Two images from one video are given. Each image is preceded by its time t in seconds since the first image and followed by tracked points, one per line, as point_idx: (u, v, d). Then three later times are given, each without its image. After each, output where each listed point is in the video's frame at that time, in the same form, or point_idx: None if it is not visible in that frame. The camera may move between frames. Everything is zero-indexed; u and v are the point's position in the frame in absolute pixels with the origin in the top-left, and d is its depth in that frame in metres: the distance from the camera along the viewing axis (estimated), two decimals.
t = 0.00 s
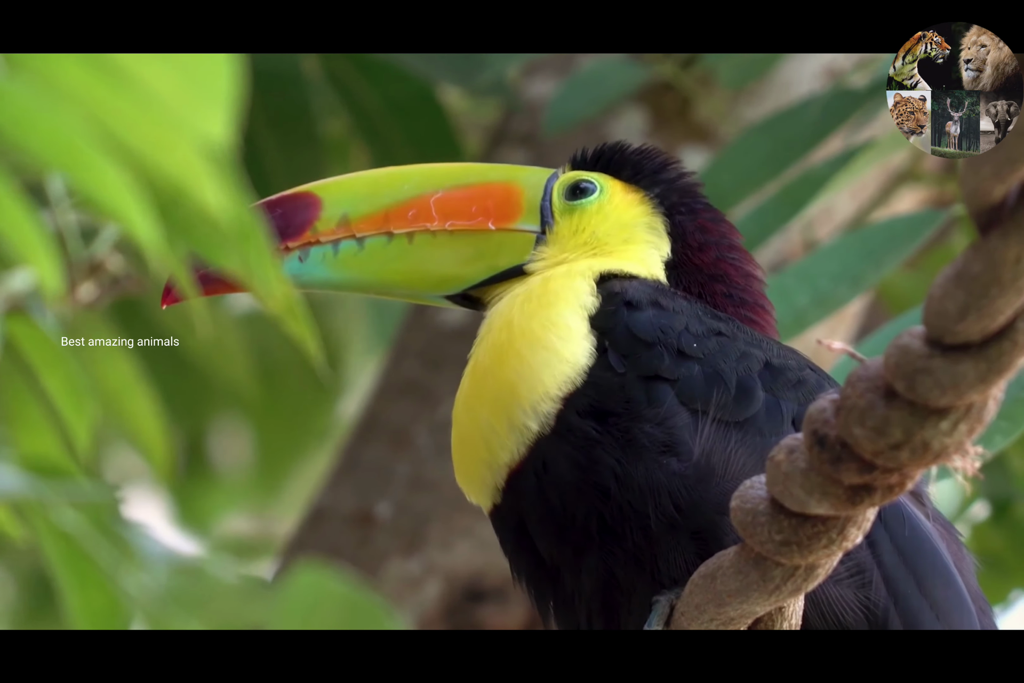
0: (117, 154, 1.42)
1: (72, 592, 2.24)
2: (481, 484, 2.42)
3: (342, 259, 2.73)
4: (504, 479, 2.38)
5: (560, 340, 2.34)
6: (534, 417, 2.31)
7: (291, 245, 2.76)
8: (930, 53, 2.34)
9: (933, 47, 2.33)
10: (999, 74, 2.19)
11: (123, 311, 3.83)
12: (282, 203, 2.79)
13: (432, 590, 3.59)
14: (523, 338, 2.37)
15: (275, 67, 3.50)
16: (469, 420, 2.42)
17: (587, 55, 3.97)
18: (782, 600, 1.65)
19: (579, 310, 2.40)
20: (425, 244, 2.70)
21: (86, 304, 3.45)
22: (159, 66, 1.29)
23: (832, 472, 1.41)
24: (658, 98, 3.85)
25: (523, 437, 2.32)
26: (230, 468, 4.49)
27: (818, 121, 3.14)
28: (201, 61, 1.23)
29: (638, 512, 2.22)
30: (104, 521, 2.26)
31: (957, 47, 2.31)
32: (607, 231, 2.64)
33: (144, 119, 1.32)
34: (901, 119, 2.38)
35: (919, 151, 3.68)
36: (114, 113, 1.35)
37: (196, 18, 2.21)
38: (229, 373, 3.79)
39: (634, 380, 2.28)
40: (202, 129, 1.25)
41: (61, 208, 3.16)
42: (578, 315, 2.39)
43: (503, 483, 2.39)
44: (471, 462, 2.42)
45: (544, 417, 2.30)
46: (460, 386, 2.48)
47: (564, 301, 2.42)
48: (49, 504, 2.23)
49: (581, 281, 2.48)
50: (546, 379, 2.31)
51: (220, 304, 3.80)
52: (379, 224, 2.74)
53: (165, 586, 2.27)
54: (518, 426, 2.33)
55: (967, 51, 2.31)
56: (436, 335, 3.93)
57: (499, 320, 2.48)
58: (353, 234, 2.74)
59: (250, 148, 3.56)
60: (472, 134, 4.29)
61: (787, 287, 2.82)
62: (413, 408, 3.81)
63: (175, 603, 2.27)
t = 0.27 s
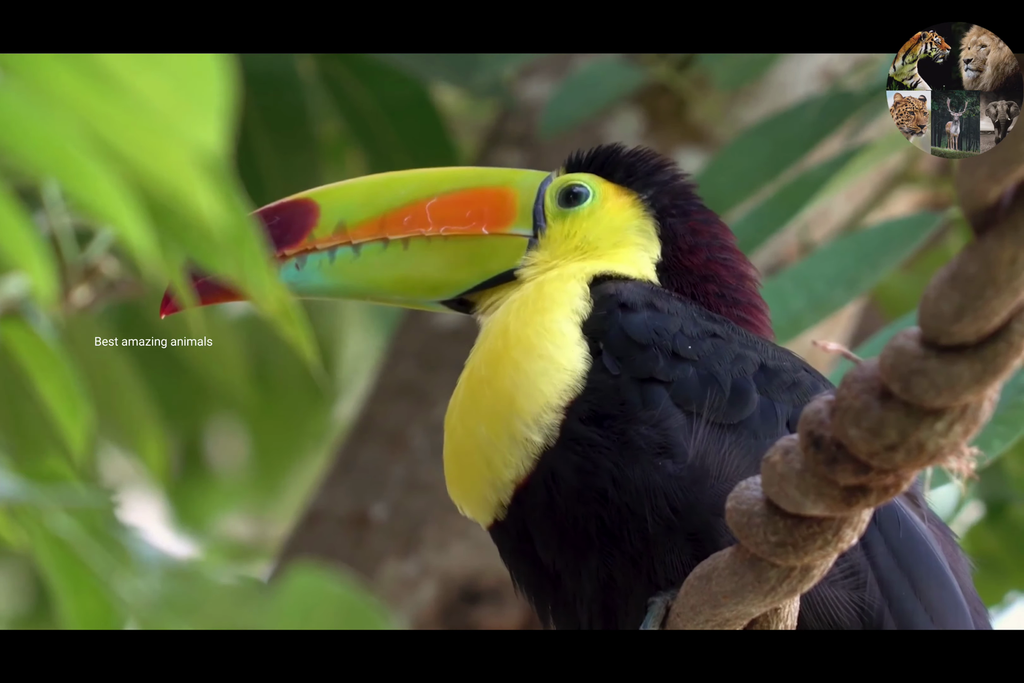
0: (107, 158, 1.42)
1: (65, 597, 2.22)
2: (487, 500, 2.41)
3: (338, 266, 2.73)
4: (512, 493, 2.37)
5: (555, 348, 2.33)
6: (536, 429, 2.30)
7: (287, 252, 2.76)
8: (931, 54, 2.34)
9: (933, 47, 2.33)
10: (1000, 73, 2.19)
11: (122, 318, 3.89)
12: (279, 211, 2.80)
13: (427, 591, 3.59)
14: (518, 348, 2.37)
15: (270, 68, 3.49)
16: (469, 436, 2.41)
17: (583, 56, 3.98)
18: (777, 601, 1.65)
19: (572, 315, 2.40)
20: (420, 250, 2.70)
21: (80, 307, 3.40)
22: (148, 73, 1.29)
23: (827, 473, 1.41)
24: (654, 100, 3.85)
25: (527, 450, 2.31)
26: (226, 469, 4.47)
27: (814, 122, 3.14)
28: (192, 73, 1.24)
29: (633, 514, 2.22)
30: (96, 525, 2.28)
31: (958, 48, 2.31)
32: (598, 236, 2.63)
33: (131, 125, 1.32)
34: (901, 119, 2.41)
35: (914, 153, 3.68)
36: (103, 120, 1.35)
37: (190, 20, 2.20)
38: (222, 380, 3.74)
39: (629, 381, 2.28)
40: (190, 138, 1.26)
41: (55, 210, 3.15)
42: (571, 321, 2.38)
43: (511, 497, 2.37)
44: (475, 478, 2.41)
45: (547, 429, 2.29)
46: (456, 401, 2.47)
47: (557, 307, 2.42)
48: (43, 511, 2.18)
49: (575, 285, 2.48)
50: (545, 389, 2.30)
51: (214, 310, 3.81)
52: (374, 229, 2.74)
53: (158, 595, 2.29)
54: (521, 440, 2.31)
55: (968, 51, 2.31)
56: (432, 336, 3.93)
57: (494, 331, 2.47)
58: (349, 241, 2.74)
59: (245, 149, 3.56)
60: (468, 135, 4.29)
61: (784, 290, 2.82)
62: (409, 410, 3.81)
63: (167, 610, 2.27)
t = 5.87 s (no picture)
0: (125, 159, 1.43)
1: (84, 598, 2.16)
2: (518, 537, 2.40)
3: (365, 266, 2.73)
4: (546, 530, 2.35)
5: (568, 381, 2.33)
6: (564, 467, 2.29)
7: (313, 251, 2.76)
8: (929, 53, 2.49)
9: (932, 47, 2.48)
10: (1001, 72, 2.45)
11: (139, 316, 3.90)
12: (306, 213, 2.80)
13: (450, 595, 3.59)
14: (531, 384, 2.35)
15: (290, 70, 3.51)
16: (493, 476, 2.39)
17: (603, 57, 3.98)
18: (800, 603, 1.65)
19: (579, 342, 2.39)
20: (448, 251, 2.70)
21: (101, 310, 3.39)
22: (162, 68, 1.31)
23: (850, 475, 1.41)
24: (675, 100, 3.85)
25: (558, 489, 2.30)
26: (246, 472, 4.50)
27: (835, 122, 3.13)
28: (201, 63, 1.26)
29: (643, 548, 2.23)
30: (113, 524, 2.16)
31: (957, 48, 2.47)
32: (633, 242, 2.66)
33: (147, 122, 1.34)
34: (902, 118, 2.54)
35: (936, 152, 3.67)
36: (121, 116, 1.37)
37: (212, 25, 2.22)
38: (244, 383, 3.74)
39: (638, 410, 2.28)
40: (203, 131, 1.27)
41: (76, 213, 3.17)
42: (579, 350, 2.37)
43: (544, 534, 2.36)
44: (505, 516, 2.39)
45: (575, 466, 2.28)
46: (470, 436, 2.44)
47: (563, 336, 2.40)
48: (60, 509, 2.15)
49: (585, 307, 2.46)
50: (568, 426, 2.29)
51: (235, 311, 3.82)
52: (404, 230, 2.74)
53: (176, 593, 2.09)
54: (550, 478, 2.30)
55: (967, 52, 2.47)
56: (453, 338, 3.94)
57: (502, 361, 2.45)
58: (377, 241, 2.74)
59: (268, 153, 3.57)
60: (488, 136, 4.30)
61: (804, 280, 2.82)
62: (430, 413, 3.83)
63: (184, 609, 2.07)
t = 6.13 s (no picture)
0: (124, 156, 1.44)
1: (86, 596, 2.24)
2: (523, 536, 2.40)
3: (365, 264, 2.72)
4: (550, 528, 2.35)
5: (569, 378, 2.33)
6: (567, 465, 2.29)
7: (313, 249, 2.74)
8: (929, 53, 2.48)
9: (932, 46, 2.47)
10: (1000, 73, 2.44)
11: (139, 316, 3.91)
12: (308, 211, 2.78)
13: (452, 592, 3.59)
14: (533, 382, 2.35)
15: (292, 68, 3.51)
16: (496, 475, 2.38)
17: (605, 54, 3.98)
18: (803, 601, 1.65)
19: (580, 340, 2.39)
20: (449, 250, 2.70)
21: (103, 308, 3.39)
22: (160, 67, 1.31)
23: (852, 472, 1.40)
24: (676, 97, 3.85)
25: (561, 487, 2.30)
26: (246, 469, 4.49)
27: (836, 119, 3.13)
28: (200, 64, 1.26)
29: (646, 547, 2.23)
30: (116, 523, 2.23)
31: (957, 47, 2.46)
32: (635, 241, 2.66)
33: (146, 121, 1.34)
34: (902, 119, 2.54)
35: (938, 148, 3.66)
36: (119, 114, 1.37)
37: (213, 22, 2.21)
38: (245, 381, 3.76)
39: (640, 409, 2.28)
40: (202, 132, 1.27)
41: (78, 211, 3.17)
42: (580, 348, 2.37)
43: (548, 532, 2.36)
44: (509, 514, 2.39)
45: (578, 464, 2.28)
46: (472, 435, 2.45)
47: (565, 334, 2.40)
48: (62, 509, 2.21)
49: (586, 305, 2.46)
50: (570, 424, 2.29)
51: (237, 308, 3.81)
52: (404, 229, 2.74)
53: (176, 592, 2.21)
54: (553, 476, 2.30)
55: (967, 51, 2.47)
56: (455, 336, 3.94)
57: (503, 359, 2.45)
58: (377, 240, 2.74)
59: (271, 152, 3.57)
60: (490, 133, 4.30)
61: (806, 277, 2.80)
62: (433, 410, 3.82)
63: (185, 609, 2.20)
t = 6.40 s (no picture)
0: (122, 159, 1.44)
1: (87, 595, 2.24)
2: (528, 535, 2.39)
3: (367, 263, 2.72)
4: (555, 526, 2.35)
5: (572, 378, 2.32)
6: (571, 464, 2.29)
7: (314, 247, 2.74)
8: (930, 53, 2.46)
9: (932, 46, 2.45)
10: (1000, 72, 2.44)
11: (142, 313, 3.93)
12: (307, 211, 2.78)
13: (455, 590, 3.59)
14: (536, 381, 2.34)
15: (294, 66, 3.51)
16: (501, 474, 2.38)
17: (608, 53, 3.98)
18: (805, 600, 1.65)
19: (583, 339, 2.38)
20: (451, 249, 2.70)
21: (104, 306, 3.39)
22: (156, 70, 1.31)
23: (854, 471, 1.40)
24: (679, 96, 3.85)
25: (565, 486, 2.30)
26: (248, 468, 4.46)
27: (839, 118, 3.13)
28: (196, 63, 1.26)
29: (648, 546, 2.24)
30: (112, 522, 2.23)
31: (957, 48, 2.44)
32: (638, 241, 2.66)
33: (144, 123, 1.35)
34: (902, 119, 2.56)
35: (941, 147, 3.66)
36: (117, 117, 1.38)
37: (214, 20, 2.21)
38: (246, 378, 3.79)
39: (644, 409, 2.28)
40: (199, 134, 1.28)
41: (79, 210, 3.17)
42: (582, 347, 2.37)
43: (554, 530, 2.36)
44: (514, 514, 2.38)
45: (582, 462, 2.28)
46: (476, 435, 2.44)
47: (567, 333, 2.40)
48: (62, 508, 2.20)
49: (589, 304, 2.46)
50: (574, 423, 2.29)
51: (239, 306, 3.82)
52: (405, 228, 2.73)
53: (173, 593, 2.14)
54: (558, 475, 2.30)
55: (967, 51, 2.46)
56: (457, 334, 3.94)
57: (506, 359, 2.45)
58: (379, 238, 2.74)
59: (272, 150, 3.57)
60: (492, 132, 4.30)
61: (808, 276, 2.79)
62: (435, 409, 3.83)
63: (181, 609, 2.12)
